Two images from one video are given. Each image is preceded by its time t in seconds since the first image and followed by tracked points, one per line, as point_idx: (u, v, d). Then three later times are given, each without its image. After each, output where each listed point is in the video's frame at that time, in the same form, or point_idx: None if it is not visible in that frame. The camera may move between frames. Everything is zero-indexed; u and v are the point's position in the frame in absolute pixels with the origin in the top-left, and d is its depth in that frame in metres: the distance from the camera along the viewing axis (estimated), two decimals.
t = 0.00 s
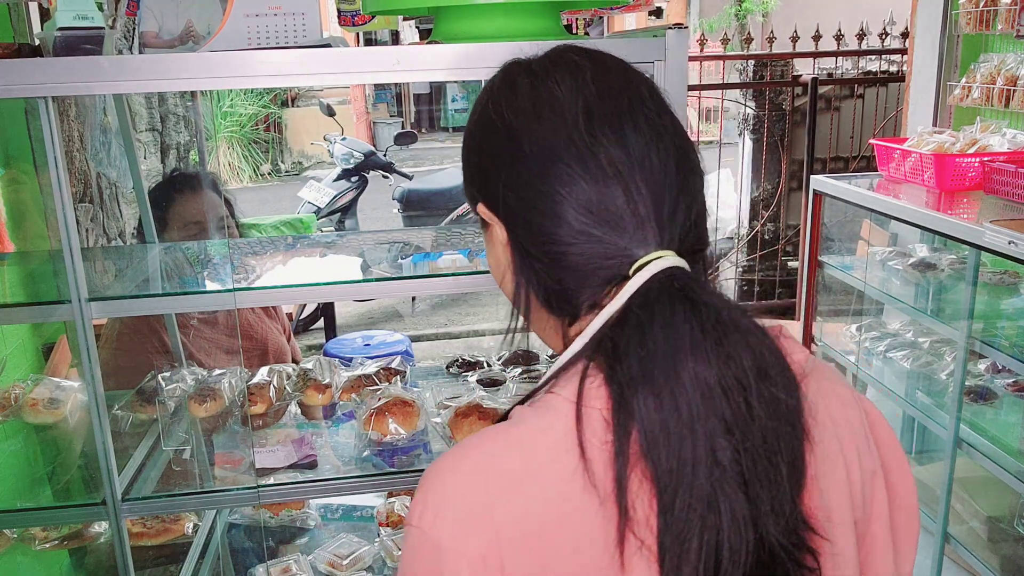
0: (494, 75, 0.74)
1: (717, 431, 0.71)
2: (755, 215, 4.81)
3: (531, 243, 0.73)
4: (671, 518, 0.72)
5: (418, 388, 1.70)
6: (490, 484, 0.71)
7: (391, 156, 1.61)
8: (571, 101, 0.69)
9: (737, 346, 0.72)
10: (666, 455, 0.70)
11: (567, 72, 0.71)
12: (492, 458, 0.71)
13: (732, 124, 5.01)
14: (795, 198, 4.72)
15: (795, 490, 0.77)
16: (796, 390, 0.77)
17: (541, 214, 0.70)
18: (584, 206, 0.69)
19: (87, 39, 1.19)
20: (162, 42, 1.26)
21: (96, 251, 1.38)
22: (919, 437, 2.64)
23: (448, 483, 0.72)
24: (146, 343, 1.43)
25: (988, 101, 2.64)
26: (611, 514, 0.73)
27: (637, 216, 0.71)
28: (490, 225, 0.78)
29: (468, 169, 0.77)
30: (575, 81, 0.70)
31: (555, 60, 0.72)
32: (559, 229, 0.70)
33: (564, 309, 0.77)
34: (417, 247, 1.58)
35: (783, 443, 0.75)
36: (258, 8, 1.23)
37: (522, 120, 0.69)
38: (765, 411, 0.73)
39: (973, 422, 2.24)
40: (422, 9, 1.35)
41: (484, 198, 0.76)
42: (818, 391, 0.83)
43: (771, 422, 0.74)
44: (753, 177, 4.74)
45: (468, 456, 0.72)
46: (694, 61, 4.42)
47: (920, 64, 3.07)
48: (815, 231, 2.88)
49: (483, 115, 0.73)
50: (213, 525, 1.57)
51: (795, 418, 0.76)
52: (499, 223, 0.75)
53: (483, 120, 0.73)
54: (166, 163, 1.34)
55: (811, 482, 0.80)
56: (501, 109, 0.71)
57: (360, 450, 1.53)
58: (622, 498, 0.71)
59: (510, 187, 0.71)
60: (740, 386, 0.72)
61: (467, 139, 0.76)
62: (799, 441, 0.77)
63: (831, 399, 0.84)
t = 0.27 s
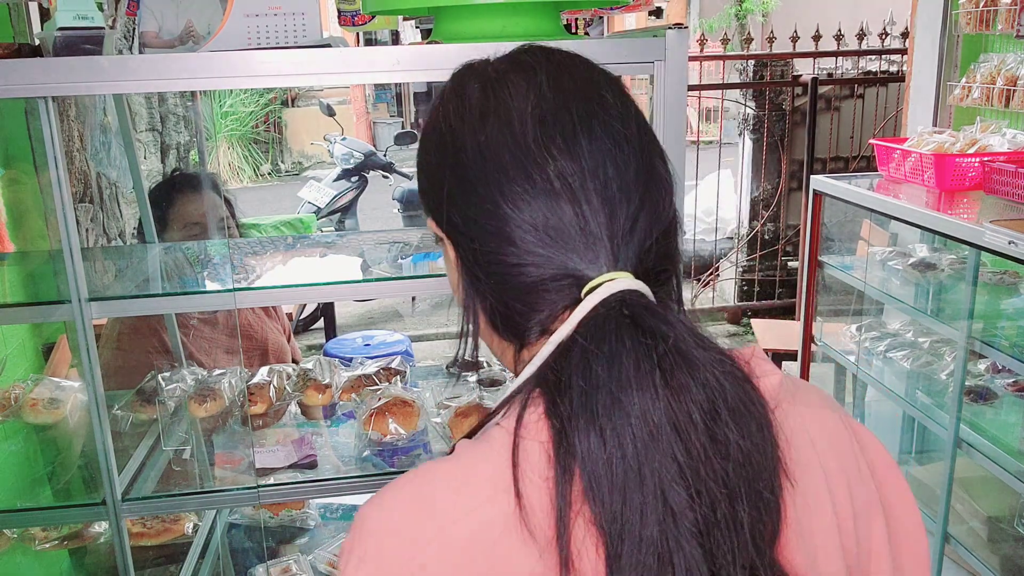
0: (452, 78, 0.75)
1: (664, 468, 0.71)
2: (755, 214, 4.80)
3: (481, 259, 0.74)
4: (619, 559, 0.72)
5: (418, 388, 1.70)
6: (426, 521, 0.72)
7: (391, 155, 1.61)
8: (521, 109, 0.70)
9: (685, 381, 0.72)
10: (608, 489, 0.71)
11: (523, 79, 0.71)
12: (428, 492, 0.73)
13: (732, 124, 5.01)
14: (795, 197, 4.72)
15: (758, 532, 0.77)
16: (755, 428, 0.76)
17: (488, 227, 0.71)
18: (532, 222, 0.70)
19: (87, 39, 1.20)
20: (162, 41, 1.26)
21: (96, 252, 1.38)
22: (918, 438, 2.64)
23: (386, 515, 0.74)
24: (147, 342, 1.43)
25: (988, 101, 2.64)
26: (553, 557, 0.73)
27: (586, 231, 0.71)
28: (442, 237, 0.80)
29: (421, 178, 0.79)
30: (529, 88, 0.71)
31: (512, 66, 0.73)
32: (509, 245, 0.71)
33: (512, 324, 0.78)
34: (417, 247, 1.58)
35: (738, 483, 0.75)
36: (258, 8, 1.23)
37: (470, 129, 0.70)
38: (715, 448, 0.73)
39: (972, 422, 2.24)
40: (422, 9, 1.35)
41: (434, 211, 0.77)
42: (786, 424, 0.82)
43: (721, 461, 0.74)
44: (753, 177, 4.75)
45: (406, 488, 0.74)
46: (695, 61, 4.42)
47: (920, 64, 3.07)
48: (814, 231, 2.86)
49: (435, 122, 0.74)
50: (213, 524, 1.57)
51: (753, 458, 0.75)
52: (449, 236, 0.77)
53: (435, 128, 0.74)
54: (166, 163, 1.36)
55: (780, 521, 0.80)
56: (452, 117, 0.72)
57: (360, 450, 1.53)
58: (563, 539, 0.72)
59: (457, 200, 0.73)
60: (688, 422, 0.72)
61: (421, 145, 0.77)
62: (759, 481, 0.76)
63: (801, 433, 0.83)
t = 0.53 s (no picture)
0: (437, 80, 0.76)
1: (658, 502, 0.70)
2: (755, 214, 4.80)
3: (467, 270, 0.75)
4: None
5: (418, 388, 1.70)
6: (411, 549, 0.72)
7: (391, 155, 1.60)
8: (502, 114, 0.70)
9: (676, 410, 0.71)
10: (599, 523, 0.69)
11: (506, 81, 0.72)
12: (414, 518, 0.73)
13: (732, 123, 5.01)
14: (796, 197, 4.72)
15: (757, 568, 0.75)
16: (751, 458, 0.75)
17: (469, 239, 0.72)
18: (515, 236, 0.70)
19: (85, 38, 1.19)
20: (161, 41, 1.25)
21: (95, 251, 1.38)
22: (920, 438, 2.63)
23: (371, 541, 0.74)
24: (146, 342, 1.42)
25: (989, 101, 2.63)
26: None
27: (571, 244, 0.71)
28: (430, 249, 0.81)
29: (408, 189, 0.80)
30: (511, 92, 0.71)
31: (496, 67, 0.73)
32: (492, 258, 0.72)
33: (499, 340, 0.79)
34: (417, 246, 1.57)
35: (736, 516, 0.73)
36: (257, 7, 1.22)
37: (450, 136, 0.71)
38: (709, 481, 0.72)
39: (974, 422, 2.23)
40: (422, 9, 1.35)
41: (420, 222, 0.79)
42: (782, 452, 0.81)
43: (716, 494, 0.72)
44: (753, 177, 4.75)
45: (392, 516, 0.75)
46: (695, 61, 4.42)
47: (921, 64, 3.06)
48: (814, 231, 2.84)
49: (418, 128, 0.76)
50: (213, 525, 1.57)
51: (748, 491, 0.74)
52: (435, 246, 0.78)
53: (418, 134, 0.75)
54: (165, 163, 1.35)
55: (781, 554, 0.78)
56: (433, 122, 0.73)
57: (360, 450, 1.53)
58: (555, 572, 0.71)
59: (439, 211, 0.74)
60: (680, 453, 0.71)
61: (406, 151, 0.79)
62: (758, 514, 0.74)
63: (796, 460, 0.82)
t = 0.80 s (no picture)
0: (461, 63, 0.75)
1: (655, 517, 0.69)
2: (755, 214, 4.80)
3: (480, 262, 0.75)
4: None
5: (418, 388, 1.69)
6: (407, 547, 0.72)
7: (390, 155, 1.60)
8: (524, 108, 0.69)
9: (678, 426, 0.70)
10: (596, 535, 0.69)
11: (532, 72, 0.70)
12: (410, 516, 0.73)
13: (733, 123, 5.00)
14: (796, 197, 4.72)
15: None
16: (751, 474, 0.74)
17: (483, 235, 0.72)
18: (529, 235, 0.70)
19: (85, 38, 1.19)
20: (160, 41, 1.25)
21: (95, 251, 1.37)
22: (920, 438, 2.63)
23: (368, 538, 0.74)
24: (145, 342, 1.42)
25: (990, 101, 2.63)
26: None
27: (584, 247, 0.71)
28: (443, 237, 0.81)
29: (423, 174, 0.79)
30: (536, 84, 0.69)
31: (524, 55, 0.72)
32: (506, 254, 0.72)
33: (512, 336, 0.79)
34: (417, 246, 1.57)
35: (733, 534, 0.72)
36: (257, 7, 1.22)
37: (470, 127, 0.70)
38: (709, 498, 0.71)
39: (975, 423, 2.23)
40: (422, 9, 1.35)
41: (434, 209, 0.78)
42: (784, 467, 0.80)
43: (715, 511, 0.71)
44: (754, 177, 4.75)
45: (390, 511, 0.74)
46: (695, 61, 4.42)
47: (922, 64, 3.06)
48: (815, 231, 2.84)
49: (438, 112, 0.74)
50: (213, 525, 1.56)
51: (748, 505, 0.73)
52: (451, 235, 0.77)
53: (437, 119, 0.74)
54: (164, 163, 1.35)
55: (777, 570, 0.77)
56: (454, 110, 0.72)
57: (360, 451, 1.53)
58: None
59: (454, 204, 0.74)
60: (681, 469, 0.70)
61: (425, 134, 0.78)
62: (756, 532, 0.73)
63: (797, 473, 0.82)
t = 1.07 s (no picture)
0: (474, 59, 0.74)
1: (665, 503, 0.70)
2: (755, 214, 4.80)
3: (491, 258, 0.74)
4: None
5: (418, 388, 1.69)
6: (420, 535, 0.72)
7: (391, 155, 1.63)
8: (538, 105, 0.69)
9: (688, 415, 0.72)
10: (609, 521, 0.70)
11: (545, 69, 0.70)
12: (423, 504, 0.72)
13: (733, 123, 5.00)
14: (796, 197, 4.72)
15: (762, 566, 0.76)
16: (758, 463, 0.75)
17: (496, 230, 0.72)
18: (542, 230, 0.70)
19: (85, 38, 1.19)
20: (160, 41, 1.25)
21: (95, 251, 1.38)
22: (920, 438, 2.63)
23: (382, 526, 0.73)
24: (145, 342, 1.42)
25: (990, 101, 2.63)
26: None
27: (596, 242, 0.71)
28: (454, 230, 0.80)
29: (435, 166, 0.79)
30: (549, 81, 0.69)
31: (536, 52, 0.71)
32: (517, 249, 0.72)
33: (523, 330, 0.79)
34: (417, 247, 1.57)
35: (743, 520, 0.74)
36: (257, 7, 1.22)
37: (484, 123, 0.70)
38: (718, 485, 0.72)
39: (975, 423, 2.23)
40: (421, 9, 1.35)
41: (446, 203, 0.78)
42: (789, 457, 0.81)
43: (725, 497, 0.73)
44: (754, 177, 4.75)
45: (402, 502, 0.73)
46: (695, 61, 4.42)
47: (922, 64, 3.06)
48: (815, 231, 2.85)
49: (451, 108, 0.74)
50: (213, 525, 1.56)
51: (755, 493, 0.74)
52: (461, 230, 0.77)
53: (450, 115, 0.74)
54: (164, 163, 1.35)
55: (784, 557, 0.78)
56: (468, 105, 0.71)
57: (360, 451, 1.53)
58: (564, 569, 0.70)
59: (467, 198, 0.73)
60: (690, 457, 0.71)
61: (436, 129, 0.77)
62: (765, 519, 0.75)
63: (804, 463, 0.82)
